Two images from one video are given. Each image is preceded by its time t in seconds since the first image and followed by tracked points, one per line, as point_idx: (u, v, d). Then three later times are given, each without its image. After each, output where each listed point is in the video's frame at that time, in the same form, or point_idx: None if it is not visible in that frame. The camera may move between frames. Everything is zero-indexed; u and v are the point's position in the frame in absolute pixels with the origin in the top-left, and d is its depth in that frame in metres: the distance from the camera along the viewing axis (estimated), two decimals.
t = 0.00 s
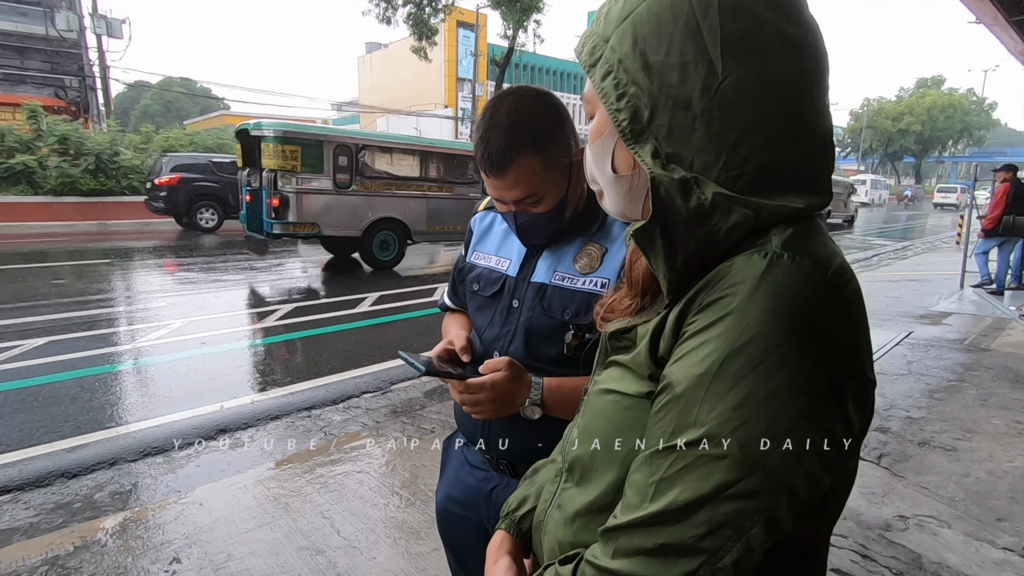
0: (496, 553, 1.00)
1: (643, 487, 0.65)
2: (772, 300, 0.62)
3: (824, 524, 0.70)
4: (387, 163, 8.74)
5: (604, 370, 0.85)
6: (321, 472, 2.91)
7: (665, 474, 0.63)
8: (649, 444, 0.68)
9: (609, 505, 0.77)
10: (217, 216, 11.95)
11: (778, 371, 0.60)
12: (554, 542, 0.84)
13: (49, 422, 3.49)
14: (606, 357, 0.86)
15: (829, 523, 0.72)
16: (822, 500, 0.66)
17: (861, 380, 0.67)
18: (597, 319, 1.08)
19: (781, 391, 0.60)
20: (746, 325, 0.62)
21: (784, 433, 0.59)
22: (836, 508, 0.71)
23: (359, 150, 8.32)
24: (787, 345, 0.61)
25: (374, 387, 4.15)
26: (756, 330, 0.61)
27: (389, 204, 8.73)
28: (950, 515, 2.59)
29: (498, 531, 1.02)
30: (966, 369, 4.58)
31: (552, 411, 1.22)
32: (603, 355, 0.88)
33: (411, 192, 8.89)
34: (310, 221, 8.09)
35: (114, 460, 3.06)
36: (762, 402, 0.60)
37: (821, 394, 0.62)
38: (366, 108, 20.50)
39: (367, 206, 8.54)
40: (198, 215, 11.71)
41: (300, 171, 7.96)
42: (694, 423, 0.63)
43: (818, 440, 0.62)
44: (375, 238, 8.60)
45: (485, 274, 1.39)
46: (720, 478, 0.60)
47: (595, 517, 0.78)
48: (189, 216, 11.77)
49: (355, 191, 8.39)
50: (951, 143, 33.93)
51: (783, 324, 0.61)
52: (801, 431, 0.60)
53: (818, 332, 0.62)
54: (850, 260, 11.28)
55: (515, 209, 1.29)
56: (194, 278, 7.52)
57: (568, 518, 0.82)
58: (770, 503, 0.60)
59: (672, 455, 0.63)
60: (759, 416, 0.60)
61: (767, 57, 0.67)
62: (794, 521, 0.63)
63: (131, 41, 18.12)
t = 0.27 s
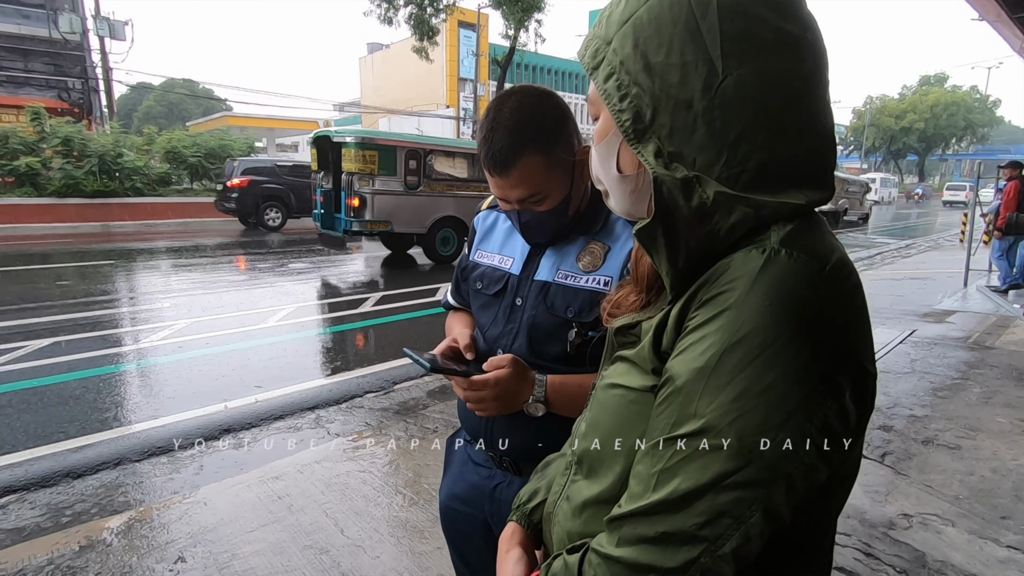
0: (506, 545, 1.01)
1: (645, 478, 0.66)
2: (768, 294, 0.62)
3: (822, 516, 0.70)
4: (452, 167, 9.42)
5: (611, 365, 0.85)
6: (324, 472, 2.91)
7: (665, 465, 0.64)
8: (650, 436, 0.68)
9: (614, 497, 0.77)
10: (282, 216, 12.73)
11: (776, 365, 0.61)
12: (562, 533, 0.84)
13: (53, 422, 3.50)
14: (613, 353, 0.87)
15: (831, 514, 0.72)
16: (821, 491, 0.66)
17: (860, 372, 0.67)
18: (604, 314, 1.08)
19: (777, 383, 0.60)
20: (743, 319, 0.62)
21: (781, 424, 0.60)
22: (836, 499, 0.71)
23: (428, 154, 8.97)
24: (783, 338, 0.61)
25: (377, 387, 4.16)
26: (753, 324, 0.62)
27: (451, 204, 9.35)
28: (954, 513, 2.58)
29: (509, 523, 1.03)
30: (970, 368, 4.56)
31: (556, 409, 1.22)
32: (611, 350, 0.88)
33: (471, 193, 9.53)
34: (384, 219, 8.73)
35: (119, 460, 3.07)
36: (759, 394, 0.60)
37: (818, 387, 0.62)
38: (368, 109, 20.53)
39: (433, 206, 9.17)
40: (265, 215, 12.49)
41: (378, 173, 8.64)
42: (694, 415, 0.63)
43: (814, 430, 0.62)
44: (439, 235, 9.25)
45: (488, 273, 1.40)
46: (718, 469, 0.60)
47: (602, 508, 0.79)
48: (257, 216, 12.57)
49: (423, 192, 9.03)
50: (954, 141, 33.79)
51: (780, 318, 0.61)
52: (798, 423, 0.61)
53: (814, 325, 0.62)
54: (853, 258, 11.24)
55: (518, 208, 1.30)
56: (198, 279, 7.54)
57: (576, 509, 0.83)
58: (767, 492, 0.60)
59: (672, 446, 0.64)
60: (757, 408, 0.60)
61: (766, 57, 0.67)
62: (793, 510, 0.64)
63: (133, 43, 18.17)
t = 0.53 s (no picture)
0: (513, 541, 1.01)
1: (659, 472, 0.66)
2: (780, 292, 0.63)
3: (832, 509, 0.70)
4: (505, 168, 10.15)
5: (620, 362, 0.86)
6: (328, 471, 2.93)
7: (679, 460, 0.65)
8: (664, 432, 0.69)
9: (625, 491, 0.78)
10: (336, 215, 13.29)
11: (788, 362, 0.61)
12: (572, 528, 0.85)
13: (58, 423, 3.52)
14: (622, 350, 0.87)
15: (839, 506, 0.72)
16: (831, 483, 0.67)
17: (870, 368, 0.67)
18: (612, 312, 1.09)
19: (790, 379, 0.61)
20: (756, 316, 0.63)
21: (793, 418, 0.61)
22: (844, 493, 0.72)
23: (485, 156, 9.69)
24: (796, 335, 0.62)
25: (380, 386, 4.17)
26: (765, 320, 0.62)
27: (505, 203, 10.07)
28: (957, 510, 2.59)
29: (515, 519, 1.04)
30: (973, 365, 4.56)
31: (560, 406, 1.23)
32: (620, 347, 0.89)
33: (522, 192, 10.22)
34: (446, 217, 9.41)
35: (123, 460, 3.08)
36: (772, 389, 0.61)
37: (830, 382, 0.63)
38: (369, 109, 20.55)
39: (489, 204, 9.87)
40: (321, 214, 13.05)
41: (440, 175, 9.35)
42: (708, 411, 0.64)
43: (827, 425, 0.62)
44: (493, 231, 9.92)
45: (492, 272, 1.41)
46: (732, 462, 0.61)
47: (613, 502, 0.80)
48: (315, 217, 13.27)
49: (480, 191, 9.74)
50: (956, 138, 33.70)
51: (793, 314, 0.62)
52: (810, 417, 0.61)
53: (825, 321, 0.63)
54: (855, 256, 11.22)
55: (523, 207, 1.31)
56: (200, 279, 7.56)
57: (585, 504, 0.83)
58: (781, 485, 0.61)
59: (686, 440, 0.64)
60: (770, 403, 0.61)
61: (776, 58, 0.68)
62: (805, 503, 0.64)
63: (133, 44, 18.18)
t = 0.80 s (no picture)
0: (510, 539, 1.02)
1: (663, 469, 0.67)
2: (785, 290, 0.63)
3: (833, 507, 0.71)
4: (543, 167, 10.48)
5: (620, 360, 0.86)
6: (328, 470, 2.93)
7: (684, 456, 0.65)
8: (668, 429, 0.69)
9: (626, 488, 0.78)
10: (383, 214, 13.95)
11: (793, 358, 0.61)
12: (571, 525, 0.85)
13: (57, 423, 3.52)
14: (622, 348, 0.87)
15: (840, 502, 0.73)
16: (833, 480, 0.67)
17: (872, 366, 0.68)
18: (613, 309, 1.09)
19: (794, 377, 0.61)
20: (760, 314, 0.63)
21: (798, 415, 0.61)
22: (845, 491, 0.72)
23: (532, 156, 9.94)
24: (799, 333, 0.62)
25: (379, 386, 4.17)
26: (769, 318, 0.63)
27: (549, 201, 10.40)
28: (956, 507, 2.59)
29: (512, 517, 1.04)
30: (972, 362, 4.57)
31: (558, 403, 1.23)
32: (619, 344, 0.89)
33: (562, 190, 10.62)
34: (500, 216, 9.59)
35: (123, 460, 3.09)
36: (777, 386, 0.61)
37: (833, 380, 0.63)
38: (367, 108, 20.54)
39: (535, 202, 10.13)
40: (369, 213, 13.71)
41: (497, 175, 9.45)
42: (712, 408, 0.64)
43: (830, 422, 0.63)
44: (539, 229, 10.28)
45: (491, 270, 1.41)
46: (737, 459, 0.61)
47: (614, 499, 0.80)
48: (363, 218, 13.83)
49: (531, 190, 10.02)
50: (955, 136, 33.69)
51: (797, 312, 0.62)
52: (813, 415, 0.62)
53: (828, 319, 0.63)
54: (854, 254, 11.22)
55: (522, 206, 1.31)
56: (199, 279, 7.56)
57: (585, 502, 0.84)
58: (786, 483, 0.61)
59: (689, 437, 0.65)
60: (774, 401, 0.61)
61: (784, 58, 0.68)
62: (808, 500, 0.65)
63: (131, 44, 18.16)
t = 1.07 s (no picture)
0: (506, 537, 1.02)
1: (656, 467, 0.67)
2: (778, 288, 0.63)
3: (827, 505, 0.71)
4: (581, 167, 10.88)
5: (614, 358, 0.86)
6: (324, 469, 2.93)
7: (677, 454, 0.65)
8: (662, 427, 0.69)
9: (619, 487, 0.79)
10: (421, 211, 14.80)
11: (785, 357, 0.62)
12: (565, 524, 0.85)
13: (53, 424, 3.51)
14: (616, 346, 0.87)
15: (833, 499, 0.73)
16: (827, 477, 0.67)
17: (865, 364, 0.68)
18: (607, 306, 1.10)
19: (787, 375, 0.62)
20: (752, 312, 0.63)
21: (789, 412, 0.61)
22: (839, 489, 0.72)
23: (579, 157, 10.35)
24: (791, 332, 0.62)
25: (376, 385, 4.17)
26: (761, 316, 0.63)
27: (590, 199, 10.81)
28: (950, 502, 2.61)
29: (508, 515, 1.04)
30: (967, 357, 4.59)
31: (554, 399, 1.24)
32: (613, 342, 0.89)
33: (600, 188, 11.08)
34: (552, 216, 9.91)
35: (119, 461, 3.08)
36: (770, 384, 0.62)
37: (826, 378, 0.63)
38: (363, 106, 20.50)
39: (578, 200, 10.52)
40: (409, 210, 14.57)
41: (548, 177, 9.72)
42: (706, 406, 0.64)
43: (824, 420, 0.63)
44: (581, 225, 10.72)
45: (487, 268, 1.41)
46: (729, 458, 0.61)
47: (608, 498, 0.80)
48: (402, 214, 14.64)
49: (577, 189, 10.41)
50: (950, 132, 33.80)
51: (789, 311, 0.62)
52: (806, 414, 0.62)
53: (820, 318, 0.63)
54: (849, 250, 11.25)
55: (518, 204, 1.31)
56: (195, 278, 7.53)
57: (579, 501, 0.84)
58: (779, 481, 0.61)
59: (682, 436, 0.65)
60: (767, 399, 0.61)
61: (779, 56, 0.68)
62: (801, 498, 0.65)
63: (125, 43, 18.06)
